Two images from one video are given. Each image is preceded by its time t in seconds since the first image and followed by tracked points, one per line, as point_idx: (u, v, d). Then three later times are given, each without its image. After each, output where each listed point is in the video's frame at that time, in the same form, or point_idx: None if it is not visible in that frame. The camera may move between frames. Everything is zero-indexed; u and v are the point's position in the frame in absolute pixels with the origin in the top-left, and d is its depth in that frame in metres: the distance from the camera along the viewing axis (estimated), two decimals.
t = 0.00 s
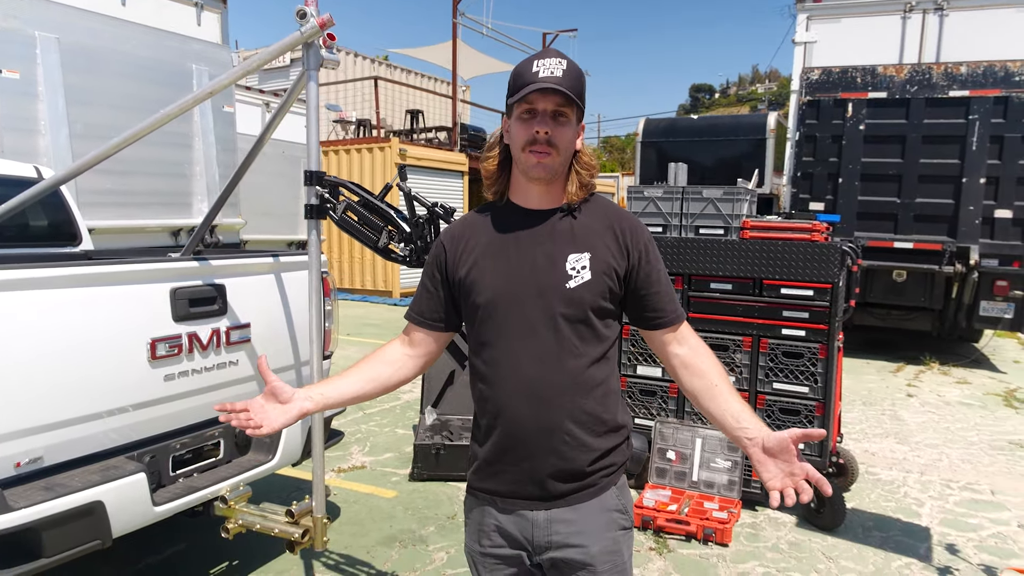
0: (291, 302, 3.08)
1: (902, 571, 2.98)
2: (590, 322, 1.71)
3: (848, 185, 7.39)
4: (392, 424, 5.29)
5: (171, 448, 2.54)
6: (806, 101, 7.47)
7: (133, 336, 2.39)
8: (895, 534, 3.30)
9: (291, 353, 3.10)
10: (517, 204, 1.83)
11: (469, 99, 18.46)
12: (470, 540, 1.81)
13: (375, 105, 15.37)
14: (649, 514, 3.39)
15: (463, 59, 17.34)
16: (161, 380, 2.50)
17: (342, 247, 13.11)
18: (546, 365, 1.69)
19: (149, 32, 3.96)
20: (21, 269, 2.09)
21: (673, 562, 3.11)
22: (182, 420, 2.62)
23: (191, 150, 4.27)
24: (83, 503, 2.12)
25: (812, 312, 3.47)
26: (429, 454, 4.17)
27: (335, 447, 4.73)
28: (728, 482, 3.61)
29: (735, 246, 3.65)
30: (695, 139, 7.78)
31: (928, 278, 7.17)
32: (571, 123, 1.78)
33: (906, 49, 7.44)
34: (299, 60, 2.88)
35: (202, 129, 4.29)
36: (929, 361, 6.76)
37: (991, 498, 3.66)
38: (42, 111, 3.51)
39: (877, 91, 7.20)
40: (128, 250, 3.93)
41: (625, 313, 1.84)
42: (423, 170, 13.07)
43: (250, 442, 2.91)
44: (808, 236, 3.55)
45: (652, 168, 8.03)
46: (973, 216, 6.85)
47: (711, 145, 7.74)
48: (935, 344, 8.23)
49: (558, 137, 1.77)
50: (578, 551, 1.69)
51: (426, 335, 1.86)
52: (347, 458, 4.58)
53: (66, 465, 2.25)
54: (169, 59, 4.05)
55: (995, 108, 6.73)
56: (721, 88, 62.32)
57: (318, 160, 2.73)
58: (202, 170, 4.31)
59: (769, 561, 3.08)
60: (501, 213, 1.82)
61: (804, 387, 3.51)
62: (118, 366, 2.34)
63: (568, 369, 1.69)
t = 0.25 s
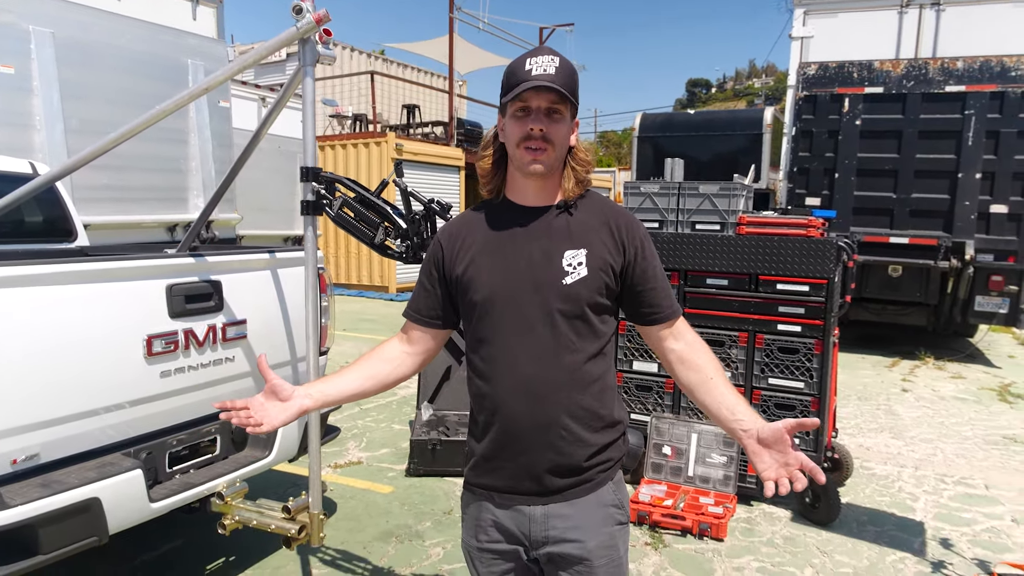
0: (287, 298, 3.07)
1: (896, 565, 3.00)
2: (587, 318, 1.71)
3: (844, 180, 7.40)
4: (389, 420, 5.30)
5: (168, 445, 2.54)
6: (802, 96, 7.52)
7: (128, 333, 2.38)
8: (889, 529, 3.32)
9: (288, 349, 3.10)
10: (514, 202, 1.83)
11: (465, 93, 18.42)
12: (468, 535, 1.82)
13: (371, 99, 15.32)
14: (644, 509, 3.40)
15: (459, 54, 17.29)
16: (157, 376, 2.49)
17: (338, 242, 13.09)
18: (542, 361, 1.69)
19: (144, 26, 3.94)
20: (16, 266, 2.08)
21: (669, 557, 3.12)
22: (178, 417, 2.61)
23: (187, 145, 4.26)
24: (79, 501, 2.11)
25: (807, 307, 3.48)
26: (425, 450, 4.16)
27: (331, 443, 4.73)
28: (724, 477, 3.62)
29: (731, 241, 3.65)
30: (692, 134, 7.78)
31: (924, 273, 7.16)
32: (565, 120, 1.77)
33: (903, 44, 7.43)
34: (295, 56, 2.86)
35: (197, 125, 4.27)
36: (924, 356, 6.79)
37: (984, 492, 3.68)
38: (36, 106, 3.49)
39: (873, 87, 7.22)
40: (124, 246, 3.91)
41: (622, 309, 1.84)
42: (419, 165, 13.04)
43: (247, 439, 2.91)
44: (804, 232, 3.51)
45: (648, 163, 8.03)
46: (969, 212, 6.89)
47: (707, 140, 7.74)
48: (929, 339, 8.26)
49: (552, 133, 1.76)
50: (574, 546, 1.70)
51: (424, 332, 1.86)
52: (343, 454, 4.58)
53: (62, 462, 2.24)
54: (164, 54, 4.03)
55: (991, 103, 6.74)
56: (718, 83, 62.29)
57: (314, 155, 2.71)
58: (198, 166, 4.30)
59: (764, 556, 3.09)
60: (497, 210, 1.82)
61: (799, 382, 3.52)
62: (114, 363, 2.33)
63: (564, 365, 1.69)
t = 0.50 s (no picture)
0: (283, 296, 3.07)
1: (891, 562, 3.02)
2: (582, 319, 1.72)
3: (840, 177, 7.41)
4: (386, 417, 5.30)
5: (165, 443, 2.53)
6: (799, 93, 7.52)
7: (125, 332, 2.38)
8: (884, 525, 3.33)
9: (284, 347, 3.11)
10: (508, 204, 1.82)
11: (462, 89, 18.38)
12: (464, 533, 1.82)
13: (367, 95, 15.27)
14: (640, 506, 3.41)
15: (456, 49, 17.25)
16: (153, 375, 2.49)
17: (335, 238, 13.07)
18: (538, 362, 1.70)
19: (139, 22, 3.92)
20: (11, 265, 2.07)
21: (665, 553, 3.13)
22: (174, 415, 2.61)
23: (183, 142, 4.24)
24: (75, 499, 2.11)
25: (803, 305, 3.49)
26: (421, 447, 4.16)
27: (328, 440, 4.74)
28: (719, 474, 3.63)
29: (726, 240, 3.66)
30: (688, 130, 7.78)
31: (919, 270, 7.22)
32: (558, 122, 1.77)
33: (899, 41, 7.41)
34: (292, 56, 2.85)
35: (193, 121, 4.26)
36: (919, 352, 6.81)
37: (978, 489, 3.70)
38: (31, 102, 3.47)
39: (869, 83, 7.19)
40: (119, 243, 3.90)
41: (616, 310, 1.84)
42: (415, 161, 13.02)
43: (243, 436, 2.90)
44: (799, 230, 3.52)
45: (645, 159, 8.02)
46: (964, 208, 6.91)
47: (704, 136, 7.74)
48: (925, 335, 8.29)
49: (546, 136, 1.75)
50: (570, 544, 1.70)
51: (421, 334, 1.86)
52: (340, 451, 4.59)
53: (58, 461, 2.24)
54: (160, 50, 4.01)
55: (987, 100, 6.75)
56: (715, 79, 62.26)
57: (310, 154, 2.71)
58: (194, 162, 4.28)
59: (759, 552, 3.11)
60: (493, 212, 1.82)
61: (794, 379, 3.52)
62: (110, 361, 2.33)
63: (560, 366, 1.70)
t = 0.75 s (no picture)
0: (280, 297, 3.07)
1: (885, 559, 3.03)
2: (576, 326, 1.72)
3: (836, 175, 7.42)
4: (382, 414, 5.30)
5: (161, 443, 2.53)
6: (795, 91, 7.52)
7: (121, 333, 2.38)
8: (878, 523, 3.35)
9: (280, 348, 3.11)
10: (501, 212, 1.83)
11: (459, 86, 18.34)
12: (460, 534, 1.83)
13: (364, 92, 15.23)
14: (636, 504, 3.42)
15: (453, 46, 17.21)
16: (150, 376, 2.49)
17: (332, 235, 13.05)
18: (532, 368, 1.70)
19: (135, 20, 3.91)
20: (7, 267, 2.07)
21: (660, 551, 3.14)
22: (170, 416, 2.61)
23: (179, 139, 4.24)
24: (72, 500, 2.11)
25: (798, 305, 3.50)
26: (418, 445, 4.18)
27: (325, 438, 4.74)
28: (715, 472, 3.64)
29: (722, 239, 3.65)
30: (686, 126, 7.77)
31: (915, 267, 7.24)
32: (550, 132, 1.78)
33: (895, 40, 7.41)
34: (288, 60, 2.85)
35: (190, 119, 4.25)
36: (915, 349, 6.83)
37: (973, 486, 3.71)
38: (27, 99, 3.45)
39: (866, 81, 7.21)
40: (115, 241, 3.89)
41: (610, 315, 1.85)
42: (412, 158, 13.00)
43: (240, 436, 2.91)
44: (794, 230, 3.53)
45: (642, 155, 8.02)
46: (960, 206, 6.90)
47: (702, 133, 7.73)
48: (920, 332, 8.31)
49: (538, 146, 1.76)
50: (564, 545, 1.71)
51: (417, 339, 1.87)
52: (336, 448, 4.59)
53: (55, 462, 2.24)
54: (156, 48, 4.00)
55: (983, 98, 6.76)
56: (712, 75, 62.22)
57: (306, 157, 2.70)
58: (190, 159, 4.27)
59: (754, 550, 3.12)
60: (487, 219, 1.83)
61: (789, 378, 3.53)
62: (107, 363, 2.33)
63: (554, 372, 1.71)
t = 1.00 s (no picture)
0: (275, 297, 3.06)
1: (880, 559, 3.04)
2: (566, 328, 1.73)
3: (833, 174, 7.43)
4: (379, 414, 5.31)
5: (157, 445, 2.53)
6: (791, 91, 7.53)
7: (116, 334, 2.37)
8: (874, 522, 3.36)
9: (277, 348, 3.11)
10: (491, 217, 1.83)
11: (456, 85, 18.33)
12: (454, 535, 1.83)
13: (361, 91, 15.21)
14: (632, 504, 3.43)
15: (450, 45, 17.20)
16: (145, 378, 2.49)
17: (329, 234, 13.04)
18: (523, 369, 1.71)
19: (130, 20, 3.90)
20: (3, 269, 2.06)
21: (656, 551, 3.15)
22: (166, 418, 2.61)
23: (176, 138, 4.23)
24: (68, 502, 2.11)
25: (793, 305, 3.50)
26: (415, 445, 4.19)
27: (322, 437, 4.74)
28: (710, 472, 3.66)
29: (717, 239, 3.66)
30: (683, 125, 7.78)
31: (911, 267, 7.27)
32: (539, 137, 1.79)
33: (891, 40, 7.42)
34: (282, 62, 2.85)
35: (186, 118, 4.24)
36: (912, 348, 6.85)
37: (968, 485, 3.73)
38: (23, 99, 3.43)
39: (862, 81, 7.24)
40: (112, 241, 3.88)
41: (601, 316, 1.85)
42: (409, 157, 12.99)
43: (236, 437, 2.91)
44: (790, 231, 3.52)
45: (639, 154, 8.02)
46: (956, 206, 6.91)
47: (699, 132, 7.74)
48: (916, 331, 8.34)
49: (526, 152, 1.78)
50: (557, 546, 1.71)
51: (410, 340, 1.87)
52: (334, 448, 4.59)
53: (51, 464, 2.24)
54: (153, 47, 3.99)
55: (978, 98, 6.77)
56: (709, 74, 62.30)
57: (301, 159, 2.70)
58: (187, 159, 4.27)
59: (750, 550, 3.13)
60: (478, 221, 1.83)
61: (785, 378, 3.54)
62: (102, 364, 2.33)
63: (545, 373, 1.71)
